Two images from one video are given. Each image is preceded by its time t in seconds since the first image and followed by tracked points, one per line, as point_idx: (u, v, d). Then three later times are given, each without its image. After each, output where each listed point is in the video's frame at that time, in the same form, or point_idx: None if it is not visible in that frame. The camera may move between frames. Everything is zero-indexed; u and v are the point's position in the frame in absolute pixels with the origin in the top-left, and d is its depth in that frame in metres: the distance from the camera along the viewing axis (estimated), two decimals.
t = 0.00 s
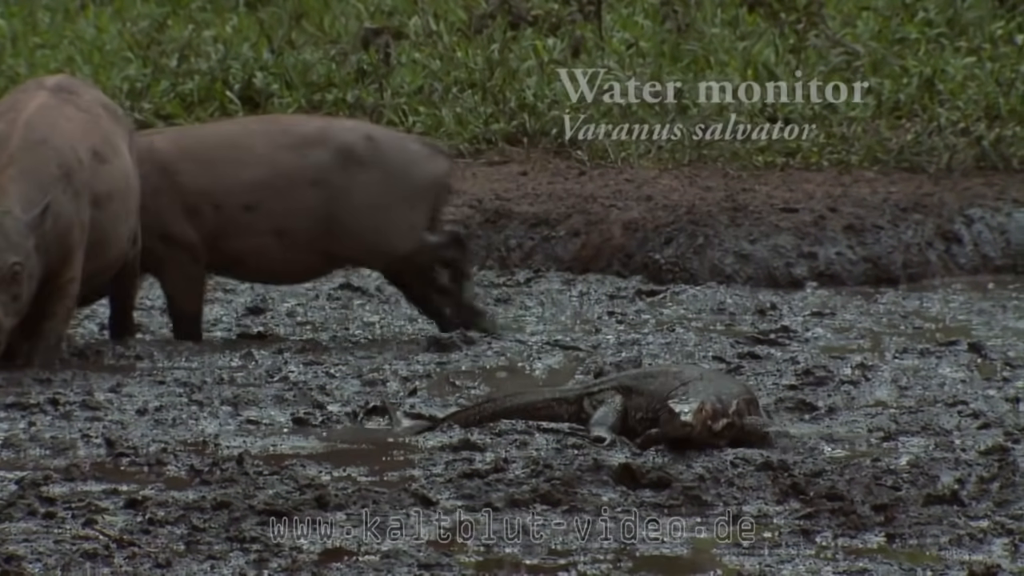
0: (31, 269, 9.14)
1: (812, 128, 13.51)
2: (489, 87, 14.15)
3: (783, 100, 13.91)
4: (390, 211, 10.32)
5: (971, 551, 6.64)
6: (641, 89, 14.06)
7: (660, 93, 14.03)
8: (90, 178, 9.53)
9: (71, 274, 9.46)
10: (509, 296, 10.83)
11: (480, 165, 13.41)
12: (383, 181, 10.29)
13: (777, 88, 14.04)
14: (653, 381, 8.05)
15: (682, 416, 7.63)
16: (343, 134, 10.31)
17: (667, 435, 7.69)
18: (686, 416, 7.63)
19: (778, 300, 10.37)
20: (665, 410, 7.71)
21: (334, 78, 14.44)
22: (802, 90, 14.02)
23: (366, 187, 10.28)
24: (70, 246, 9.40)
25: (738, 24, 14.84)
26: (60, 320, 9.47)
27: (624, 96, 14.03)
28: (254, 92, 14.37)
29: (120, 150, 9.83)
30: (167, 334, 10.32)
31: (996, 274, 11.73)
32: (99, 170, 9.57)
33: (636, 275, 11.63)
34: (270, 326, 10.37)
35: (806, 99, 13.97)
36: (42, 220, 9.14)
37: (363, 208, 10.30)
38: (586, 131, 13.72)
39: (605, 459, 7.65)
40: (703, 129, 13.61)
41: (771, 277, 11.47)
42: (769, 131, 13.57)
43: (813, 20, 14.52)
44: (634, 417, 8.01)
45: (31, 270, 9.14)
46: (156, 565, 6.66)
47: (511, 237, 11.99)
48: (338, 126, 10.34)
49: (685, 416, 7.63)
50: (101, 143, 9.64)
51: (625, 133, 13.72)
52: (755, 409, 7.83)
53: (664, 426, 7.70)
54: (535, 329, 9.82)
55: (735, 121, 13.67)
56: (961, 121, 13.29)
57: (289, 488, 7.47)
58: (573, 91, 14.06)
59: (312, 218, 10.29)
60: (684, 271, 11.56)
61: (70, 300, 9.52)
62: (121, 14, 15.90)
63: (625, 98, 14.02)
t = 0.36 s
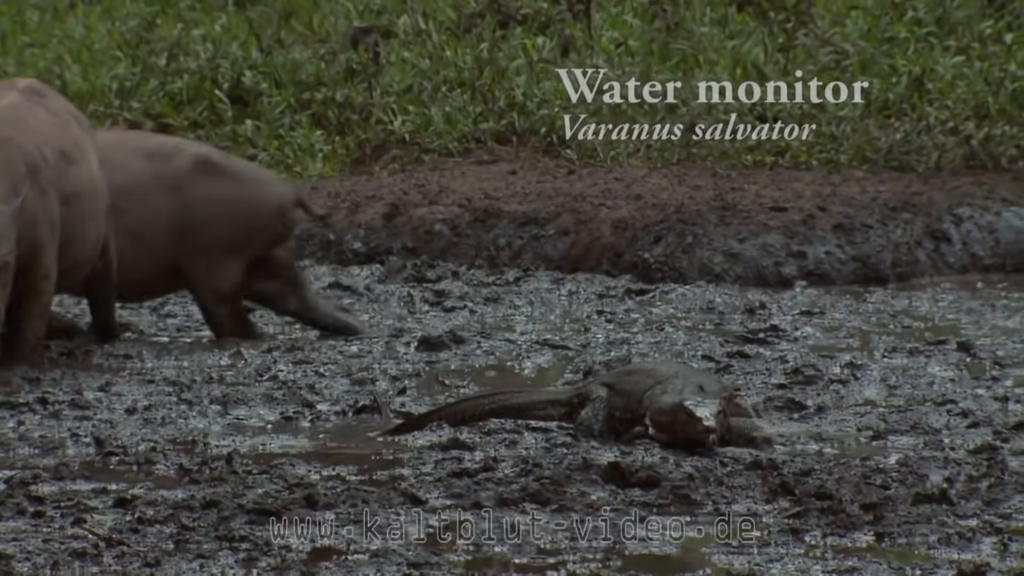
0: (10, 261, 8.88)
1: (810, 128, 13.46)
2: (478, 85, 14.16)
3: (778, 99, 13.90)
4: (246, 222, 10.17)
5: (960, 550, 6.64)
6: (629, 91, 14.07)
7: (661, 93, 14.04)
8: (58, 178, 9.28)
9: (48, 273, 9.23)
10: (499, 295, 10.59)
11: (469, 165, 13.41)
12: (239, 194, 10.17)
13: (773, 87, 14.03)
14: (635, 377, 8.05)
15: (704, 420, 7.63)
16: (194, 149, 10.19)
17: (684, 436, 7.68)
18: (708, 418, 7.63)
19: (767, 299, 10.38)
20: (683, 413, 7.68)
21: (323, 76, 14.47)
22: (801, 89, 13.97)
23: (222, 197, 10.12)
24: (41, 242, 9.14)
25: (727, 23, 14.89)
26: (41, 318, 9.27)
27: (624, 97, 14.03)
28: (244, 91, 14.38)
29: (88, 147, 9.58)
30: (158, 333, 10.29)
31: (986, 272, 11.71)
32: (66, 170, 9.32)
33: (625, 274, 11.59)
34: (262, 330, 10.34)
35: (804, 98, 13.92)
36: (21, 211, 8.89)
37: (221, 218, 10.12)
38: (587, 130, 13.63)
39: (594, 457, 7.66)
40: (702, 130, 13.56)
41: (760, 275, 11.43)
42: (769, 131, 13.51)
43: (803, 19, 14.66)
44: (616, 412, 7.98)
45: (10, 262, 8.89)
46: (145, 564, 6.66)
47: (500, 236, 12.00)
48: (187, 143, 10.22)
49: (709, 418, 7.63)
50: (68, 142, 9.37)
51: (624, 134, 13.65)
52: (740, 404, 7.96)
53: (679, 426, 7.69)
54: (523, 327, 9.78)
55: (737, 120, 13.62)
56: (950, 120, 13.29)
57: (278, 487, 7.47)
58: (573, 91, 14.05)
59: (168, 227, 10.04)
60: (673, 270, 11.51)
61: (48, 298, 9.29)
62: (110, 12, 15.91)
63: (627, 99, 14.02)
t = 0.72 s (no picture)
0: None
1: (812, 127, 13.41)
2: (466, 82, 14.17)
3: (779, 99, 13.84)
4: (157, 213, 10.03)
5: (948, 547, 6.64)
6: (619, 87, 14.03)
7: (661, 93, 13.96)
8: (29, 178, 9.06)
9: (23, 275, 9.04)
10: (487, 292, 10.56)
11: (458, 162, 13.40)
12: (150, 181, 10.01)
13: (774, 87, 13.97)
14: (612, 374, 8.04)
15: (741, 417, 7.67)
16: (96, 133, 9.97)
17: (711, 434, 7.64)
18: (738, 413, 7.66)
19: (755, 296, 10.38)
20: (714, 410, 7.66)
21: (311, 73, 14.46)
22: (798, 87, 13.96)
23: (136, 188, 9.95)
24: (15, 244, 8.92)
25: (715, 20, 14.92)
26: (15, 316, 9.12)
27: (624, 97, 13.97)
28: (231, 88, 14.42)
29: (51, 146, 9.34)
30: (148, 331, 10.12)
31: (973, 269, 11.70)
32: (37, 169, 9.11)
33: (614, 271, 11.58)
34: (247, 321, 10.08)
35: (804, 97, 13.88)
36: None
37: (135, 210, 9.96)
38: (587, 130, 13.54)
39: (582, 455, 7.65)
40: (700, 130, 13.45)
41: (748, 273, 11.42)
42: (770, 133, 13.43)
43: (789, 17, 14.85)
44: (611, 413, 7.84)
45: None
46: (133, 561, 6.65)
47: (488, 233, 11.99)
48: (85, 124, 9.98)
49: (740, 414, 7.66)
50: (38, 138, 9.14)
51: (624, 134, 13.53)
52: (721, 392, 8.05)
53: (706, 425, 7.65)
54: (510, 324, 9.76)
55: (737, 121, 13.54)
56: (938, 117, 13.29)
57: (266, 484, 7.47)
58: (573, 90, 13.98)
59: (85, 218, 9.83)
60: (661, 267, 11.49)
61: (20, 296, 9.10)
62: (98, 9, 15.90)
63: (628, 99, 13.94)
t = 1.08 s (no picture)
0: None
1: (812, 127, 13.36)
2: (454, 79, 14.17)
3: (779, 98, 13.78)
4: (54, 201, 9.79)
5: (935, 544, 6.65)
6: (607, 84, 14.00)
7: (660, 92, 13.94)
8: None
9: None
10: (475, 290, 10.55)
11: (446, 158, 13.39)
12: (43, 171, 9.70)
13: (773, 86, 13.92)
14: (586, 379, 8.13)
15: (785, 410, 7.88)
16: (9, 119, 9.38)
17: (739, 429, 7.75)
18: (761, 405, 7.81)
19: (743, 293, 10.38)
20: (755, 406, 7.80)
21: (299, 70, 14.46)
22: (798, 87, 13.91)
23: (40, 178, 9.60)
24: None
25: (704, 17, 14.93)
26: None
27: (624, 97, 13.94)
28: (219, 85, 14.42)
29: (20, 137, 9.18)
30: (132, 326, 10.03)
31: (961, 266, 11.70)
32: None
33: (602, 268, 11.57)
34: (234, 319, 10.03)
35: (804, 98, 13.82)
36: None
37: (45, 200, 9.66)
38: (587, 130, 13.50)
39: (569, 451, 7.65)
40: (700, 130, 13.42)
41: (736, 270, 11.41)
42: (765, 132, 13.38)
43: (778, 13, 14.97)
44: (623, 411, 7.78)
45: None
46: (121, 559, 6.64)
47: (476, 231, 11.98)
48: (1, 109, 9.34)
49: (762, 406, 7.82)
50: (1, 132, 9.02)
51: (624, 134, 13.48)
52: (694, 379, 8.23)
53: (738, 420, 7.74)
54: (497, 322, 9.75)
55: (737, 120, 13.49)
56: (925, 115, 13.29)
57: (255, 481, 7.46)
58: (572, 90, 13.94)
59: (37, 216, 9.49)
60: (649, 265, 11.48)
61: None
62: (87, 6, 15.89)
63: (625, 98, 13.93)
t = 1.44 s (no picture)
0: None
1: (813, 127, 13.30)
2: (436, 76, 14.16)
3: (779, 99, 13.80)
4: None
5: (917, 540, 6.66)
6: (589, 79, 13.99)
7: (660, 92, 13.88)
8: None
9: None
10: (457, 286, 10.54)
11: (428, 155, 13.38)
12: None
13: (773, 86, 13.94)
14: (574, 379, 7.99)
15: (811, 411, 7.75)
16: None
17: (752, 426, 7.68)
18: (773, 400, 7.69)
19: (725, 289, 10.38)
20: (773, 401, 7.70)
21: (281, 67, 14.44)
22: (798, 87, 13.91)
23: None
24: None
25: (686, 14, 14.93)
26: None
27: (624, 97, 13.89)
28: (201, 82, 14.41)
29: None
30: (111, 321, 10.00)
31: (943, 263, 11.71)
32: None
33: (583, 265, 11.56)
34: (216, 315, 10.00)
35: (804, 98, 13.81)
36: None
37: None
38: (587, 130, 13.50)
39: (552, 449, 7.65)
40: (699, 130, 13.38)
41: (717, 267, 11.41)
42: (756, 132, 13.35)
43: (760, 10, 14.80)
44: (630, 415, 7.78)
45: None
46: (103, 556, 6.63)
47: (458, 228, 11.98)
48: None
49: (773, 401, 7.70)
50: None
51: (624, 134, 13.42)
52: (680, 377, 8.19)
53: (751, 417, 7.67)
54: (479, 319, 9.74)
55: (737, 120, 13.46)
56: (907, 111, 13.30)
57: (237, 478, 7.45)
58: (573, 91, 13.90)
59: None
60: (631, 261, 11.48)
61: None
62: (69, 3, 15.87)
63: (625, 98, 13.86)
